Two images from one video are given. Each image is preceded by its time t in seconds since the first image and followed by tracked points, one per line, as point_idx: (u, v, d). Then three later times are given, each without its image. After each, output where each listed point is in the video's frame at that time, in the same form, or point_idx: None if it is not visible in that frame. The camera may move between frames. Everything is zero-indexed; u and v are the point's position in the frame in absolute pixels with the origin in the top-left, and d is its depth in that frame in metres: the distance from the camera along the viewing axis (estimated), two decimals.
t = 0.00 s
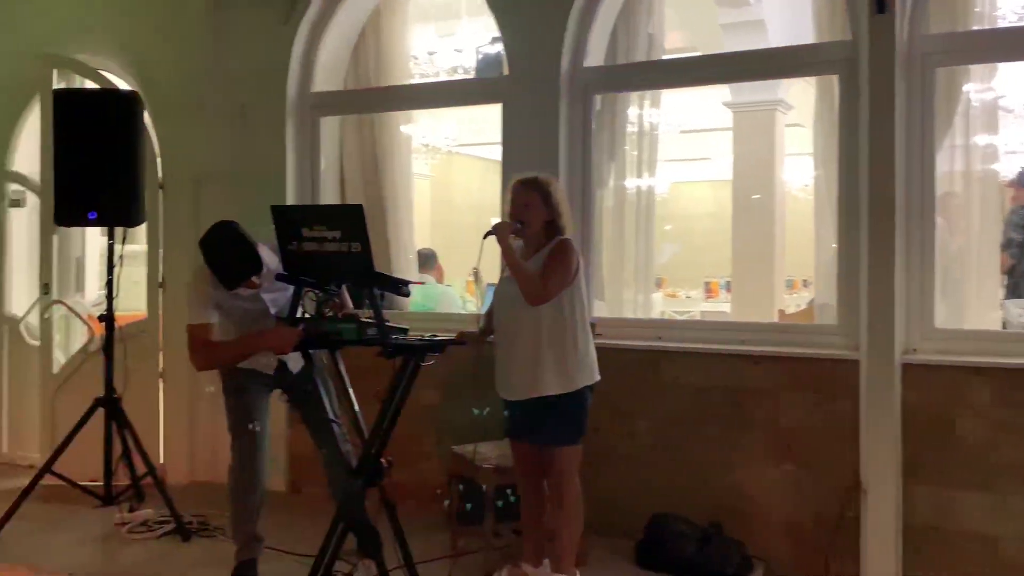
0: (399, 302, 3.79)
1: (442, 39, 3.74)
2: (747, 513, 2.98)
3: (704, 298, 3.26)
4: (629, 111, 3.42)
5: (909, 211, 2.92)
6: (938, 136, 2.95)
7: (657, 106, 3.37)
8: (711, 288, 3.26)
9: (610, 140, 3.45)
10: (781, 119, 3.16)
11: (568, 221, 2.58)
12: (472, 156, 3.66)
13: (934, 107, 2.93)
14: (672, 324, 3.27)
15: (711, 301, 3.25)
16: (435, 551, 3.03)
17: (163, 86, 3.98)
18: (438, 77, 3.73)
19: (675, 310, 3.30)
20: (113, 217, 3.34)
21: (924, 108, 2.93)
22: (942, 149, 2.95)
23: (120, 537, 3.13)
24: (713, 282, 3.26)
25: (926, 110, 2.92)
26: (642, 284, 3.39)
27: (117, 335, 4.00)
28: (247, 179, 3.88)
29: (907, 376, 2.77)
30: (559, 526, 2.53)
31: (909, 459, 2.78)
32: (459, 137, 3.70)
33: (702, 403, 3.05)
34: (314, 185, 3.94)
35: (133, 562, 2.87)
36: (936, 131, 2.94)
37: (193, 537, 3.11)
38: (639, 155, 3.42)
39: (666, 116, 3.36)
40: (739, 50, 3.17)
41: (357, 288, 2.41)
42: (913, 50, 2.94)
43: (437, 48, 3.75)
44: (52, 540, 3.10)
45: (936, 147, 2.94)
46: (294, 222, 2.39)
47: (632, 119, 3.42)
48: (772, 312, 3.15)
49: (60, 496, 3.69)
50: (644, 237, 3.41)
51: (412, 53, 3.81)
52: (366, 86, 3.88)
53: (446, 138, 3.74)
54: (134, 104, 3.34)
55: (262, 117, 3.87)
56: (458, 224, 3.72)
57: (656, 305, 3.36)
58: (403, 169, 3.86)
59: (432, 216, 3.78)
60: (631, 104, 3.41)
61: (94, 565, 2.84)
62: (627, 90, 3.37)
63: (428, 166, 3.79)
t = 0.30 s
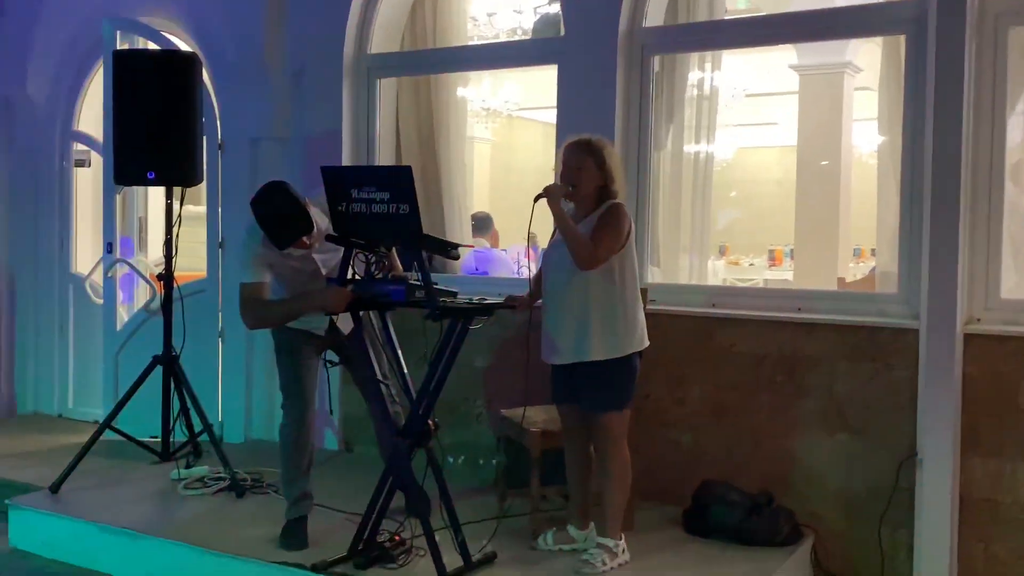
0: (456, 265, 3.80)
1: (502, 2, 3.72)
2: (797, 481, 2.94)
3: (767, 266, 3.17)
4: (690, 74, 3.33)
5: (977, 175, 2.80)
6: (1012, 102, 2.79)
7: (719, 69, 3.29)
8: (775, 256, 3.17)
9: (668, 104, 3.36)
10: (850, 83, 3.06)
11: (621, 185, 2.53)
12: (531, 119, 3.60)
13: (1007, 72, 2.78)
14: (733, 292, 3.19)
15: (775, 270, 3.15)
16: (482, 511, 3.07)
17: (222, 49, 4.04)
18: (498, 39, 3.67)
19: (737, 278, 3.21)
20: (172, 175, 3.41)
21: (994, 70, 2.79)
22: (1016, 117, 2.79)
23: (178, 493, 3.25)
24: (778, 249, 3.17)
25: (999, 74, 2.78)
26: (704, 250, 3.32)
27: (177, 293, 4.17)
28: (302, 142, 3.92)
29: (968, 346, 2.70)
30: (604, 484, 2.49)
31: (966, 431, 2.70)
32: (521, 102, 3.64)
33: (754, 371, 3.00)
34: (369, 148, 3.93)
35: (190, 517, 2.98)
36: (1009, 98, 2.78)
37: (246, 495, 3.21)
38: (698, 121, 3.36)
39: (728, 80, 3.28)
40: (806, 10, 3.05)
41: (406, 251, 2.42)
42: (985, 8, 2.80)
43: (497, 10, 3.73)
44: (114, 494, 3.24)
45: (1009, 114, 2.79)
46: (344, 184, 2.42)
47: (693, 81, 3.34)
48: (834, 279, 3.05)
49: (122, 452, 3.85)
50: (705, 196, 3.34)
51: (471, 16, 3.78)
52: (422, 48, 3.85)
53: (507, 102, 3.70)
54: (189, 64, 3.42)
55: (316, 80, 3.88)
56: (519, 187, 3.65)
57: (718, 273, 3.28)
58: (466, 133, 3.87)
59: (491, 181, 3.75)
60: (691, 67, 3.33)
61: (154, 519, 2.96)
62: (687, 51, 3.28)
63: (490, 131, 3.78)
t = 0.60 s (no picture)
0: (456, 249, 3.75)
1: None
2: (793, 463, 2.93)
3: (770, 248, 3.12)
4: (686, 56, 3.29)
5: (973, 154, 2.78)
6: (1009, 82, 2.77)
7: (714, 49, 3.24)
8: (778, 237, 3.12)
9: (664, 85, 3.33)
10: (851, 63, 3.01)
11: (610, 167, 2.52)
12: (533, 103, 3.57)
13: (1004, 51, 2.75)
14: (734, 273, 3.15)
15: (778, 252, 3.10)
16: (478, 495, 3.07)
17: (217, 33, 4.02)
18: (496, 22, 3.64)
19: (741, 260, 3.16)
20: (166, 161, 3.41)
21: (992, 49, 2.76)
22: (1012, 98, 2.78)
23: (175, 479, 3.27)
24: (782, 231, 3.12)
25: (996, 54, 2.76)
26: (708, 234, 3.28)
27: (172, 279, 4.18)
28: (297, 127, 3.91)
29: (964, 328, 2.68)
30: (600, 466, 2.46)
31: (963, 412, 2.69)
32: (524, 84, 3.60)
33: (750, 353, 2.98)
34: (365, 131, 3.91)
35: (187, 501, 3.00)
36: (1005, 78, 2.76)
37: (243, 480, 3.23)
38: (693, 104, 3.32)
39: (722, 60, 3.24)
40: None
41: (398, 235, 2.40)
42: None
43: None
44: (113, 479, 3.26)
45: (1005, 95, 2.77)
46: (334, 167, 2.39)
47: (688, 63, 3.29)
48: (832, 261, 3.02)
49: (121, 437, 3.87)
50: (700, 187, 3.32)
51: None
52: (418, 30, 3.81)
53: (508, 85, 3.65)
54: (184, 48, 3.42)
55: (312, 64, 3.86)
56: (518, 171, 3.62)
57: (722, 255, 3.23)
58: (469, 117, 3.80)
59: (495, 164, 3.70)
60: (688, 47, 3.29)
61: (151, 503, 2.99)
62: (683, 31, 3.24)
63: (491, 114, 3.72)
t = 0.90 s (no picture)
0: (439, 264, 3.77)
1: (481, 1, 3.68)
2: (774, 476, 2.93)
3: (755, 262, 3.13)
4: (664, 72, 3.33)
5: (946, 166, 2.81)
6: (981, 95, 2.80)
7: (691, 65, 3.27)
8: (764, 251, 3.13)
9: (642, 101, 3.36)
10: (831, 77, 3.02)
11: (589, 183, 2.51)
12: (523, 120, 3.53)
13: (976, 64, 2.78)
14: (720, 287, 3.16)
15: (764, 266, 3.11)
16: (460, 512, 3.06)
17: (200, 55, 4.04)
18: (478, 40, 3.66)
19: (726, 274, 3.17)
20: (146, 182, 3.44)
21: (964, 62, 2.79)
22: (984, 110, 2.81)
23: (156, 500, 3.26)
24: (766, 245, 3.13)
25: (967, 67, 2.78)
26: (694, 248, 3.28)
27: (155, 300, 4.19)
28: (281, 146, 3.93)
29: (940, 337, 2.70)
30: (578, 481, 2.45)
31: (941, 421, 2.71)
32: (509, 102, 3.59)
33: (730, 366, 2.99)
34: (347, 150, 3.93)
35: (167, 522, 3.00)
36: (977, 90, 2.79)
37: (225, 501, 3.22)
38: (671, 121, 3.35)
39: (699, 76, 3.27)
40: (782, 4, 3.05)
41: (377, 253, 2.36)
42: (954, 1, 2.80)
43: (477, 10, 3.70)
44: (94, 502, 3.26)
45: (978, 107, 2.80)
46: (311, 188, 2.36)
47: (666, 81, 3.33)
48: (810, 274, 3.04)
49: (104, 460, 3.86)
50: (679, 202, 3.34)
51: (450, 17, 3.76)
52: (400, 50, 3.84)
53: (494, 103, 3.65)
54: (163, 70, 3.44)
55: (294, 84, 3.89)
56: (502, 187, 3.63)
57: (708, 269, 3.23)
58: (455, 134, 3.81)
59: (482, 181, 3.71)
60: (665, 64, 3.32)
61: (131, 525, 2.98)
62: (660, 48, 3.28)
63: (478, 132, 3.73)
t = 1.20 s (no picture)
0: (419, 276, 3.81)
1: (458, 14, 3.71)
2: (755, 480, 2.95)
3: (738, 268, 3.16)
4: (639, 83, 3.36)
5: (917, 169, 2.84)
6: (950, 98, 2.84)
7: (666, 75, 3.31)
8: (746, 257, 3.16)
9: (618, 110, 3.39)
10: (807, 84, 3.05)
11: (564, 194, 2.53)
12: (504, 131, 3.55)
13: (944, 69, 2.82)
14: (704, 294, 3.17)
15: (746, 271, 3.14)
16: (443, 523, 3.06)
17: (177, 71, 4.05)
18: (456, 52, 3.67)
19: (710, 280, 3.19)
20: (125, 199, 3.45)
21: (933, 66, 2.83)
22: (954, 114, 2.85)
23: (138, 518, 3.24)
24: (749, 250, 3.16)
25: (936, 72, 2.82)
26: (676, 255, 3.30)
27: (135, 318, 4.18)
28: (260, 161, 3.93)
29: (915, 338, 2.73)
30: (560, 489, 2.45)
31: (918, 422, 2.73)
32: (490, 113, 3.60)
33: (710, 371, 3.01)
34: (326, 164, 3.94)
35: (150, 540, 2.99)
36: (947, 94, 2.83)
37: (208, 517, 3.21)
38: (647, 130, 3.38)
39: (674, 84, 3.30)
40: (756, 12, 3.08)
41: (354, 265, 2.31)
42: (921, 7, 2.84)
43: (454, 22, 3.72)
44: (76, 521, 3.24)
45: (947, 111, 2.84)
46: (286, 200, 2.29)
47: (641, 91, 3.36)
48: (787, 278, 3.07)
49: (87, 479, 3.85)
50: (658, 211, 3.36)
51: (427, 30, 3.79)
52: (377, 64, 3.86)
53: (475, 114, 3.65)
54: (139, 87, 3.45)
55: (272, 99, 3.89)
56: (483, 198, 3.64)
57: (692, 275, 3.24)
58: (437, 147, 3.81)
59: (466, 192, 3.71)
60: (640, 73, 3.35)
61: (113, 543, 2.97)
62: (635, 58, 3.31)
63: (459, 143, 3.73)
